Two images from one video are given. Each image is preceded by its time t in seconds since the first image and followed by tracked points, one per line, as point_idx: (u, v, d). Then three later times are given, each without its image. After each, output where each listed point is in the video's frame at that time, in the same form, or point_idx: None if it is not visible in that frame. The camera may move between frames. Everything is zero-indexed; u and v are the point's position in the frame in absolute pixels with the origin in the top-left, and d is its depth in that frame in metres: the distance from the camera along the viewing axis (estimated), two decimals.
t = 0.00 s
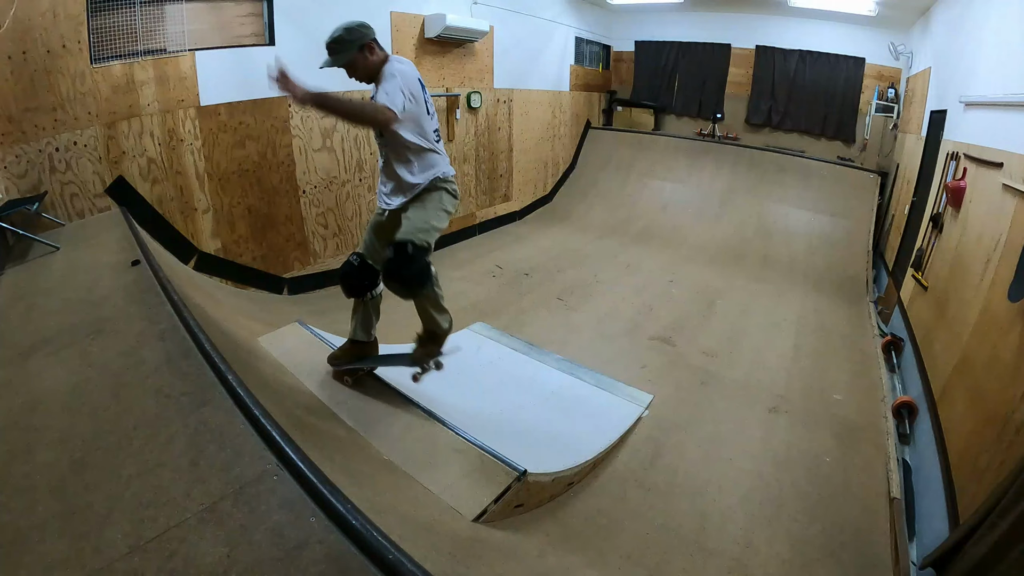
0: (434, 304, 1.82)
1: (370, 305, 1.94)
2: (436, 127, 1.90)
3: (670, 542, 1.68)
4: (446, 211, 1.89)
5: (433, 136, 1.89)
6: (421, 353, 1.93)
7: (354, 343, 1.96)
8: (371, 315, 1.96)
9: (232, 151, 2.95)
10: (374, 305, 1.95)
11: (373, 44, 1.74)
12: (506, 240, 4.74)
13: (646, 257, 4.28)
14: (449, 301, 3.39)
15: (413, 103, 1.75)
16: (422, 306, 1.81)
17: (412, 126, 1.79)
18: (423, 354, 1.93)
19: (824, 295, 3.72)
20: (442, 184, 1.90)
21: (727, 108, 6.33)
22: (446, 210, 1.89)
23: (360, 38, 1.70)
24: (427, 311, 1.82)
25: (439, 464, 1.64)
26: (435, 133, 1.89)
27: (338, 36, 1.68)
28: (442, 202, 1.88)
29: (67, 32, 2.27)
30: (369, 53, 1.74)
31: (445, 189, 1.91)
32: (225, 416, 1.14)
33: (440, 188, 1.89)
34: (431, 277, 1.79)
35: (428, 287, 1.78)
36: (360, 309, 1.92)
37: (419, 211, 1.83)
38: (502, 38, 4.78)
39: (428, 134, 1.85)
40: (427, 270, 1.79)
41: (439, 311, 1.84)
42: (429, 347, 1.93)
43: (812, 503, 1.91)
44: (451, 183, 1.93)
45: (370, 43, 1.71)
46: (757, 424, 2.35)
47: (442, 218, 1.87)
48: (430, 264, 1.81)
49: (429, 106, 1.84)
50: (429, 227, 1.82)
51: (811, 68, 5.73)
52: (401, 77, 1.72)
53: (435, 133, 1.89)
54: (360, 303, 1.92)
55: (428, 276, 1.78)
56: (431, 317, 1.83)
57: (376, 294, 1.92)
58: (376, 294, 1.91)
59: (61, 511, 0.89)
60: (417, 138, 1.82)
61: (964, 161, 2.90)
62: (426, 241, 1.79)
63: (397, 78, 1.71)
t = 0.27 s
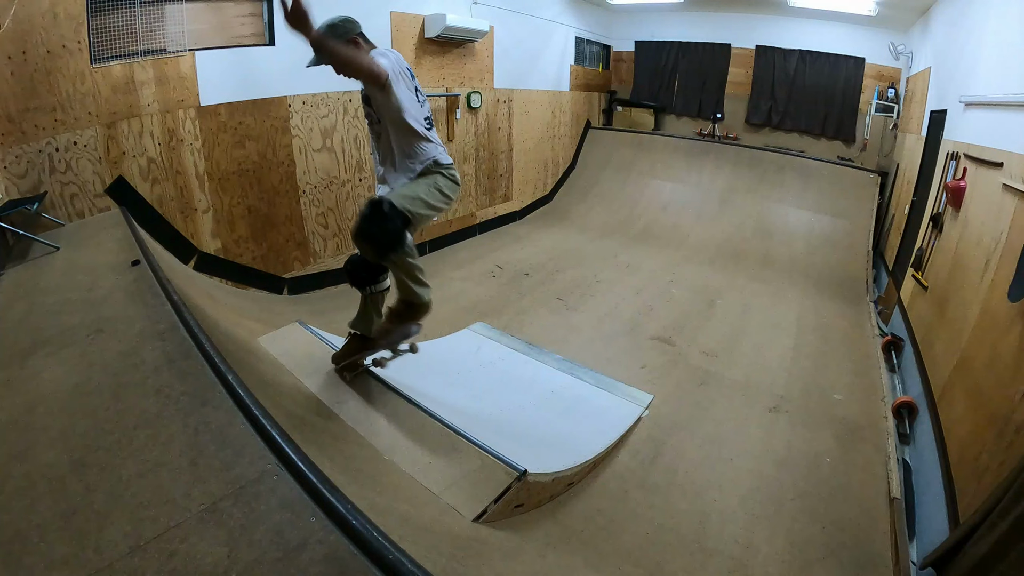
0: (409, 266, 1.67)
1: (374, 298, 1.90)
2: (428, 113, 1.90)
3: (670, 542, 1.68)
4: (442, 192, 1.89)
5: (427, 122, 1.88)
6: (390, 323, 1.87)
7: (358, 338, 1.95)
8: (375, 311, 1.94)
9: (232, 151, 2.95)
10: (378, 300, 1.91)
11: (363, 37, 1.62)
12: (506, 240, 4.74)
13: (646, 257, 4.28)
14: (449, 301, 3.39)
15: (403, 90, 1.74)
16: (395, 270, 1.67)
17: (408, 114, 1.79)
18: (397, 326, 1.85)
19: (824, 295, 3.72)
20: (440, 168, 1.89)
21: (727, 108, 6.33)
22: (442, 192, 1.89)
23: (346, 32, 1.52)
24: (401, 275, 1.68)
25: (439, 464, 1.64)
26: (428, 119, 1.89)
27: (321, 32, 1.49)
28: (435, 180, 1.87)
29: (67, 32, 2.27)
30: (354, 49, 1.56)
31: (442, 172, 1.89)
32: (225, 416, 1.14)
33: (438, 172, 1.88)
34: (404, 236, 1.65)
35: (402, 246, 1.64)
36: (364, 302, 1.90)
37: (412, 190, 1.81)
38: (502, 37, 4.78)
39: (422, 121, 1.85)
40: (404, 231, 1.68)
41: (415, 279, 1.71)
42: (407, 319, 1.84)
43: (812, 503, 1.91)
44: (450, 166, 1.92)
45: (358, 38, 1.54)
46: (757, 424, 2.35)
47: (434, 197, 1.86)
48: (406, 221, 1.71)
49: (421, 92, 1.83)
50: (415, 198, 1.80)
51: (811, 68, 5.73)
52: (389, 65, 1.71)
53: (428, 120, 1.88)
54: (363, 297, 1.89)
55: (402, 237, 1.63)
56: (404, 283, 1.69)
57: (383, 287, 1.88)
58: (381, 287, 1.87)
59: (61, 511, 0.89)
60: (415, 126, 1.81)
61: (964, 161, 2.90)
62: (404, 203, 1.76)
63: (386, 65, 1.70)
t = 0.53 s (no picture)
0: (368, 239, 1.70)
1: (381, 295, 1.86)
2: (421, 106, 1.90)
3: (670, 542, 1.68)
4: (434, 182, 1.82)
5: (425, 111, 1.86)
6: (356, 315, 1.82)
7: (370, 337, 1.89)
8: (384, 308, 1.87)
9: (232, 151, 2.95)
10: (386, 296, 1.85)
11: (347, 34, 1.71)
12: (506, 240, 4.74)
13: (646, 257, 4.28)
14: (449, 301, 3.39)
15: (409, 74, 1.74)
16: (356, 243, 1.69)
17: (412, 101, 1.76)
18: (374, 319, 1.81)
19: (824, 295, 3.73)
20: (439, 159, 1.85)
21: (727, 108, 6.33)
22: (436, 181, 1.82)
23: (327, 31, 1.63)
24: (364, 249, 1.72)
25: (439, 464, 1.64)
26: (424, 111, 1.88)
27: (305, 34, 1.61)
28: (426, 168, 1.81)
29: (67, 32, 2.26)
30: (337, 48, 1.67)
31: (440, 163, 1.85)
32: (225, 416, 1.14)
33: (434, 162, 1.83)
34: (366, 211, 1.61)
35: (360, 220, 1.62)
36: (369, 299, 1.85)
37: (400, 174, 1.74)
38: (502, 37, 4.78)
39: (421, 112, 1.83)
40: (370, 208, 1.64)
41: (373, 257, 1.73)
42: (375, 309, 1.81)
43: (812, 503, 1.91)
44: (445, 159, 1.87)
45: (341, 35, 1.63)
46: (757, 424, 2.35)
47: (423, 185, 1.79)
48: (377, 200, 1.65)
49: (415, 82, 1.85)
50: (399, 182, 1.72)
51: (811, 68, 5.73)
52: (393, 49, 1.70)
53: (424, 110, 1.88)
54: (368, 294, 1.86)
55: (363, 211, 1.61)
56: (367, 261, 1.73)
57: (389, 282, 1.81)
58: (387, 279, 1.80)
59: (61, 511, 0.89)
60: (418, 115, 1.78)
61: (964, 161, 2.90)
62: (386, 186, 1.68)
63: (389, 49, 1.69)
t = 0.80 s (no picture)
0: (337, 242, 1.67)
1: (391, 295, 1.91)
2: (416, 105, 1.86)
3: (670, 542, 1.68)
4: (415, 181, 1.71)
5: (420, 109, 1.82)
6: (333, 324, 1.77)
7: (382, 338, 1.93)
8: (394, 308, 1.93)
9: (232, 151, 2.95)
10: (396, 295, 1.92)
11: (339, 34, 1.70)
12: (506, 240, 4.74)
13: (646, 257, 4.28)
14: (449, 301, 3.39)
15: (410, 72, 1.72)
16: (328, 248, 1.67)
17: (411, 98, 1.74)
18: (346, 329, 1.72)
19: (824, 295, 3.73)
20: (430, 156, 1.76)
21: (727, 108, 6.33)
22: (419, 181, 1.72)
23: (317, 29, 1.62)
24: (332, 254, 1.69)
25: (439, 464, 1.64)
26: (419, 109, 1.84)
27: (295, 34, 1.61)
28: (408, 167, 1.71)
29: (67, 32, 2.26)
30: (328, 46, 1.66)
31: (429, 159, 1.75)
32: (225, 416, 1.14)
33: (421, 160, 1.73)
34: (335, 213, 1.58)
35: (328, 222, 1.60)
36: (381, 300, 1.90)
37: (379, 174, 1.67)
38: (502, 37, 4.78)
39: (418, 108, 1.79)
40: (341, 211, 1.61)
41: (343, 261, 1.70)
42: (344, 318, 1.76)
43: (812, 503, 1.91)
44: (435, 159, 1.75)
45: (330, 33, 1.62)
46: (757, 424, 2.35)
47: (404, 185, 1.70)
48: (348, 204, 1.61)
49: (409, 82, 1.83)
50: (375, 184, 1.65)
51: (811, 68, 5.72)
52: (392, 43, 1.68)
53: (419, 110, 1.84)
54: (377, 296, 1.90)
55: (330, 214, 1.58)
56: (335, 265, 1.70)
57: (396, 280, 1.90)
58: (392, 279, 1.88)
59: (61, 511, 0.89)
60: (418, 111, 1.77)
61: (964, 161, 2.90)
62: (359, 190, 1.63)
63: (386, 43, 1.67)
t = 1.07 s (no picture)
0: (314, 276, 1.57)
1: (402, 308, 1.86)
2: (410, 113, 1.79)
3: (670, 542, 1.68)
4: (392, 196, 1.61)
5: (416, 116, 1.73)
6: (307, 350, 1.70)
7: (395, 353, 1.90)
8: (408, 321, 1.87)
9: (232, 151, 2.95)
10: (408, 309, 1.85)
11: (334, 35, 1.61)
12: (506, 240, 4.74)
13: (646, 257, 4.28)
14: (449, 301, 3.39)
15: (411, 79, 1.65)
16: (308, 286, 1.58)
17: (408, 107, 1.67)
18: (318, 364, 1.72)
19: (825, 295, 3.73)
20: (415, 164, 1.65)
21: (727, 108, 6.33)
22: (397, 194, 1.62)
23: (309, 29, 1.52)
24: (309, 292, 1.59)
25: (439, 464, 1.64)
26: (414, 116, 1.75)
27: (287, 34, 1.51)
28: (383, 182, 1.61)
29: (67, 32, 2.27)
30: (320, 47, 1.56)
31: (412, 168, 1.64)
32: (225, 416, 1.14)
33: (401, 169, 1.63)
34: (306, 247, 1.53)
35: (301, 255, 1.55)
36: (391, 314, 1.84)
37: (353, 193, 1.60)
38: (502, 37, 4.78)
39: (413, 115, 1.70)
40: (317, 242, 1.56)
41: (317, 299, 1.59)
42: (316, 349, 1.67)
43: (811, 503, 1.91)
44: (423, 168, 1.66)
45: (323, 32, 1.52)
46: (757, 424, 2.35)
47: (381, 202, 1.61)
48: (321, 234, 1.55)
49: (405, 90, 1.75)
50: (348, 206, 1.57)
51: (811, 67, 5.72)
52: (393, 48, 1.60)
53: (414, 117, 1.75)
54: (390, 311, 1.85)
55: (301, 249, 1.54)
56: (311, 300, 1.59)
57: (405, 293, 1.83)
58: (400, 293, 1.82)
59: (61, 511, 0.89)
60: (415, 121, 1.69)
61: (964, 161, 2.90)
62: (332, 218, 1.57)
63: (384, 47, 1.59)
